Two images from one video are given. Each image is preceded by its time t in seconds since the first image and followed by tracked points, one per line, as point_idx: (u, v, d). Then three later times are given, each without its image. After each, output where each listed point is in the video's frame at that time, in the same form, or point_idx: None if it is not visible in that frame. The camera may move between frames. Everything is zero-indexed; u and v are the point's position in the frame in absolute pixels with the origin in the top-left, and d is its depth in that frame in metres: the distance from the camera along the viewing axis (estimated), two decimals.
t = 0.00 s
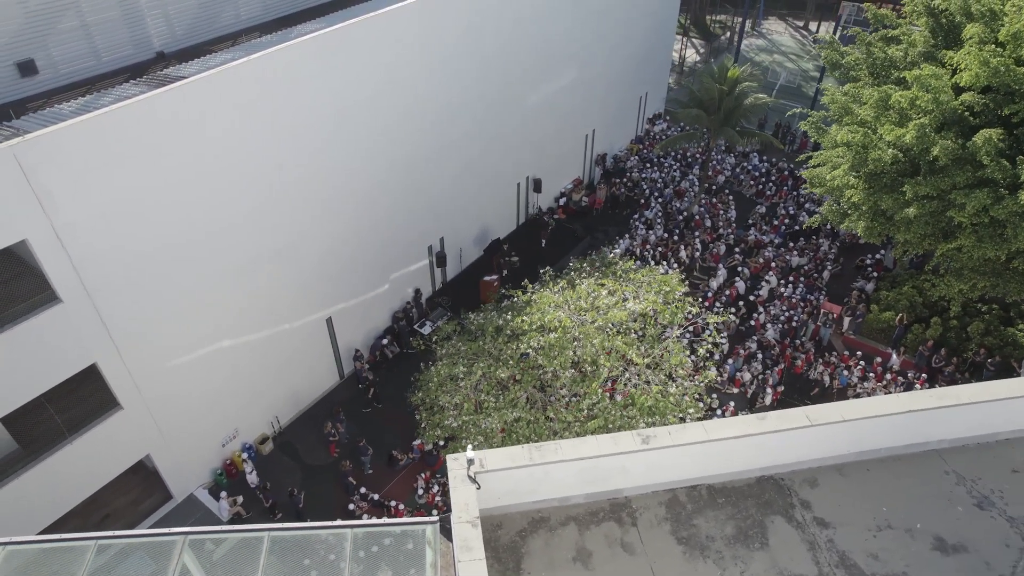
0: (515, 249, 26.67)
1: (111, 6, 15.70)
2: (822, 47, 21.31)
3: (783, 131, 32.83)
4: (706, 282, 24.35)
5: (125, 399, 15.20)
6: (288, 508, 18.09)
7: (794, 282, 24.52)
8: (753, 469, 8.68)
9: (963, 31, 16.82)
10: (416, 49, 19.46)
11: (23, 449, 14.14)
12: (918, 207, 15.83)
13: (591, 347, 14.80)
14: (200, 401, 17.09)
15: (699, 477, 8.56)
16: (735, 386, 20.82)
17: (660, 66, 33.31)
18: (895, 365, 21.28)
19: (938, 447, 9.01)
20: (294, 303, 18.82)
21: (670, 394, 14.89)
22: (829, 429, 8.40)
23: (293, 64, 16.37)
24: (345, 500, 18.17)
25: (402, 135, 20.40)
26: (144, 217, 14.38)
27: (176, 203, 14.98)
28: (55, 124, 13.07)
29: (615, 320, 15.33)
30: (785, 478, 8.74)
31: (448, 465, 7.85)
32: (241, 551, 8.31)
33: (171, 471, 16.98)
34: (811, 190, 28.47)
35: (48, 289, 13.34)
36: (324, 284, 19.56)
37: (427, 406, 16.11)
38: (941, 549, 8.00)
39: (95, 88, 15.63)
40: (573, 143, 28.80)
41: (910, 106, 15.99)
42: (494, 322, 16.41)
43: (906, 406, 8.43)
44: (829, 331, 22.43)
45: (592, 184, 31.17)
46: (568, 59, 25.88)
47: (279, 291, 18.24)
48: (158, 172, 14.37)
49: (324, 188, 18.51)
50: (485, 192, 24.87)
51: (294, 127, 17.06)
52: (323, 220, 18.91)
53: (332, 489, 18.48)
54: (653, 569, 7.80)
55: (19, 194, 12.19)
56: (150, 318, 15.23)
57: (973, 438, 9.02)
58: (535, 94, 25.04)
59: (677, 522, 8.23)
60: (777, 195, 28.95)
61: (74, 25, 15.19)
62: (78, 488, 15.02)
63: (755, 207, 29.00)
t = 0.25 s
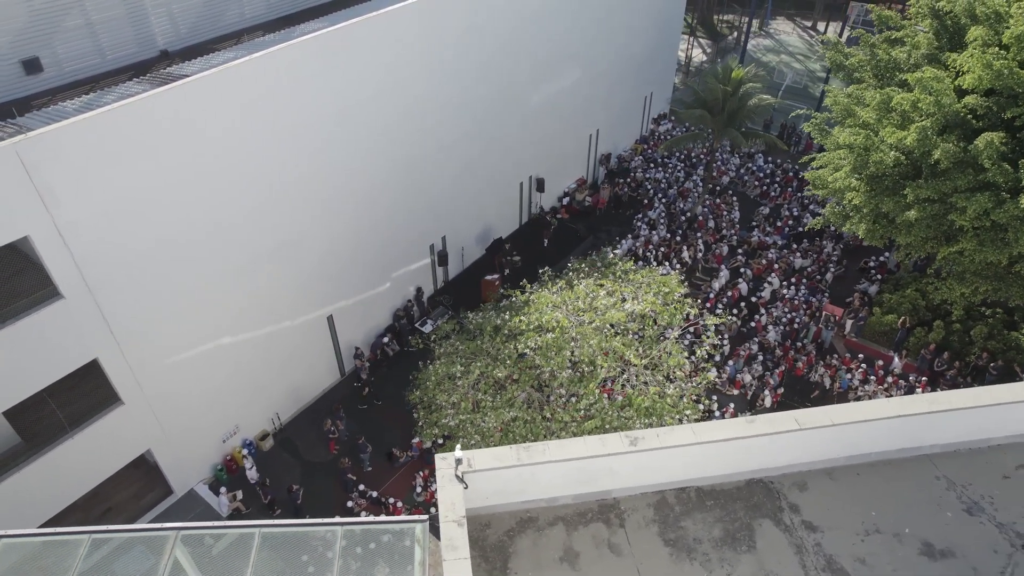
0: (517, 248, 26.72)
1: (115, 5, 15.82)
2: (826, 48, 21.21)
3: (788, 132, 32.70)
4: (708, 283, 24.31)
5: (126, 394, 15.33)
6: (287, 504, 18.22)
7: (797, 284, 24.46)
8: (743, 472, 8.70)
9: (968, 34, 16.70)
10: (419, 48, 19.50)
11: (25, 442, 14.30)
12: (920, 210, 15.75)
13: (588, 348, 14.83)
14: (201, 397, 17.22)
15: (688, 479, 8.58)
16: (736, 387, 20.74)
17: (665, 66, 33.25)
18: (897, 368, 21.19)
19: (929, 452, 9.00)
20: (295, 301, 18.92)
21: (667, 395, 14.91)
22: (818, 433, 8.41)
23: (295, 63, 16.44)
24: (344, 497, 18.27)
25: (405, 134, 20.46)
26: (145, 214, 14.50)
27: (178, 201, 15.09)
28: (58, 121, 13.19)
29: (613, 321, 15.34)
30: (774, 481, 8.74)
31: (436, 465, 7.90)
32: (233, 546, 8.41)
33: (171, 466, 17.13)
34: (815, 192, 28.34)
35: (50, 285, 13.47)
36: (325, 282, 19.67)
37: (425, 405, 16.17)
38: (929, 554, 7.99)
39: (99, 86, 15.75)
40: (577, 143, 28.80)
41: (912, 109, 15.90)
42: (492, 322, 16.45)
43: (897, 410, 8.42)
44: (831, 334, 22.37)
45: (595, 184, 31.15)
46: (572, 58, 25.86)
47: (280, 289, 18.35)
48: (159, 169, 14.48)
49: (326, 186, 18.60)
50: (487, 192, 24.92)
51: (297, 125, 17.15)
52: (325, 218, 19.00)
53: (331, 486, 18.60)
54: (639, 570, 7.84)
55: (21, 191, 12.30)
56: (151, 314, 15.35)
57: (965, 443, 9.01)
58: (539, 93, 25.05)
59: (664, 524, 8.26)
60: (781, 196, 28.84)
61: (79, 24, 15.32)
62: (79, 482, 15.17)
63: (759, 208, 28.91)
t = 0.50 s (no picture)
0: (519, 248, 26.76)
1: (119, 3, 15.95)
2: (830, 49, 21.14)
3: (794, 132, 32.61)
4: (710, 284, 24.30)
5: (126, 390, 15.47)
6: (286, 500, 18.36)
7: (799, 286, 24.41)
8: (733, 475, 8.71)
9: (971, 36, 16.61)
10: (421, 48, 19.55)
11: (26, 437, 14.47)
12: (920, 212, 15.70)
13: (585, 348, 14.86)
14: (202, 393, 17.35)
15: (677, 480, 8.61)
16: (735, 389, 20.78)
17: (670, 66, 33.21)
18: (898, 370, 21.11)
19: (920, 456, 9.01)
20: (296, 298, 19.02)
21: (664, 396, 14.94)
22: (808, 436, 8.42)
23: (297, 62, 16.52)
24: (343, 494, 18.38)
25: (407, 133, 20.52)
26: (147, 212, 14.62)
27: (180, 199, 15.20)
28: (60, 119, 13.31)
29: (610, 321, 15.37)
30: (764, 484, 8.76)
31: (426, 464, 7.96)
32: (224, 542, 8.48)
33: (172, 462, 17.27)
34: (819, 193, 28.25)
35: (52, 281, 13.60)
36: (327, 280, 19.77)
37: (423, 403, 16.22)
38: (917, 558, 8.00)
39: (103, 83, 15.86)
40: (580, 143, 28.81)
41: (913, 112, 15.84)
42: (490, 321, 16.51)
43: (887, 414, 8.42)
44: (831, 336, 22.31)
45: (599, 184, 31.16)
46: (575, 58, 25.86)
47: (281, 287, 18.45)
48: (161, 167, 14.58)
49: (327, 185, 18.68)
50: (490, 191, 24.97)
51: (299, 124, 17.24)
52: (327, 217, 19.09)
53: (330, 482, 18.71)
54: (626, 571, 7.88)
55: (23, 188, 12.43)
56: (152, 311, 15.48)
57: (956, 447, 9.01)
58: (541, 93, 25.07)
59: (653, 525, 8.29)
60: (785, 198, 28.75)
61: (83, 22, 15.46)
62: (80, 476, 15.32)
63: (762, 209, 28.84)
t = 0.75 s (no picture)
0: (521, 247, 26.83)
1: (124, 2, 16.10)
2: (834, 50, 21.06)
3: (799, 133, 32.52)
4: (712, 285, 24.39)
5: (128, 385, 15.62)
6: (285, 496, 18.51)
7: (801, 287, 24.36)
8: (722, 477, 8.75)
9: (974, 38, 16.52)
10: (424, 47, 19.61)
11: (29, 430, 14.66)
12: (920, 216, 15.64)
13: (582, 349, 14.89)
14: (203, 389, 17.50)
15: (667, 482, 8.65)
16: (735, 391, 20.86)
17: (675, 66, 33.17)
18: (899, 373, 21.05)
19: (910, 460, 9.02)
20: (297, 296, 19.14)
21: (662, 397, 14.95)
22: (796, 439, 8.44)
23: (300, 61, 16.60)
24: (341, 491, 18.52)
25: (409, 132, 20.60)
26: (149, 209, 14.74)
27: (181, 195, 15.31)
28: (64, 116, 13.44)
29: (608, 322, 15.39)
30: (753, 486, 8.80)
31: (415, 462, 8.03)
32: (215, 538, 8.62)
33: (173, 456, 17.44)
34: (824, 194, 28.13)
35: (55, 277, 13.76)
36: (328, 278, 19.89)
37: (421, 401, 16.30)
38: (904, 562, 8.01)
39: (108, 81, 16.00)
40: (584, 142, 28.83)
41: (915, 114, 15.78)
42: (489, 321, 16.58)
43: (876, 418, 8.43)
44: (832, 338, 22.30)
45: (602, 184, 31.19)
46: (579, 58, 25.87)
47: (282, 284, 18.57)
48: (163, 164, 14.69)
49: (329, 184, 18.78)
50: (492, 190, 25.03)
51: (302, 122, 17.33)
52: (329, 215, 19.19)
53: (329, 479, 18.84)
54: (613, 571, 7.93)
55: (26, 184, 12.55)
56: (154, 306, 15.61)
57: (946, 452, 9.02)
58: (545, 93, 25.10)
59: (641, 526, 8.33)
60: (789, 199, 28.64)
61: (88, 20, 15.61)
62: (81, 470, 15.50)
63: (766, 210, 28.77)
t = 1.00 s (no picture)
0: (523, 247, 26.88)
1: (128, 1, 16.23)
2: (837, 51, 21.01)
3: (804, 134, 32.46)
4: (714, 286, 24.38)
5: (129, 381, 15.75)
6: (284, 493, 18.63)
7: (804, 289, 24.31)
8: (713, 478, 8.77)
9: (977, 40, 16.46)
10: (427, 47, 19.66)
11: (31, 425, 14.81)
12: (920, 218, 15.61)
13: (580, 349, 14.93)
14: (204, 385, 17.62)
15: (657, 483, 8.68)
16: (735, 392, 20.73)
17: (679, 66, 33.13)
18: (900, 376, 20.99)
19: (902, 464, 9.03)
20: (299, 294, 19.24)
21: (659, 397, 14.97)
22: (786, 442, 8.46)
23: (302, 61, 16.67)
24: (340, 488, 18.61)
25: (412, 131, 20.66)
26: (151, 207, 14.85)
27: (183, 194, 15.42)
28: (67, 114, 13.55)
29: (606, 322, 15.42)
30: (744, 488, 8.81)
31: (406, 461, 8.09)
32: (210, 533, 8.61)
33: (174, 452, 17.56)
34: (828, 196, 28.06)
35: (57, 273, 13.87)
36: (330, 276, 19.98)
37: (420, 400, 16.36)
38: (893, 566, 8.03)
39: (111, 79, 16.11)
40: (587, 142, 28.83)
41: (916, 116, 15.75)
42: (488, 320, 16.64)
43: (867, 422, 8.44)
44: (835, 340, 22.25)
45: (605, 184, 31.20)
46: (583, 58, 25.88)
47: (284, 283, 18.66)
48: (165, 162, 14.79)
49: (331, 182, 18.87)
50: (494, 190, 25.08)
51: (303, 121, 17.40)
52: (331, 214, 19.27)
53: (329, 476, 18.95)
54: (601, 571, 7.96)
55: (28, 181, 12.66)
56: (155, 304, 15.72)
57: (938, 456, 9.02)
58: (548, 93, 25.12)
59: (631, 526, 8.37)
60: (793, 200, 28.57)
61: (92, 19, 15.75)
62: (82, 464, 15.64)
63: (769, 211, 28.69)
